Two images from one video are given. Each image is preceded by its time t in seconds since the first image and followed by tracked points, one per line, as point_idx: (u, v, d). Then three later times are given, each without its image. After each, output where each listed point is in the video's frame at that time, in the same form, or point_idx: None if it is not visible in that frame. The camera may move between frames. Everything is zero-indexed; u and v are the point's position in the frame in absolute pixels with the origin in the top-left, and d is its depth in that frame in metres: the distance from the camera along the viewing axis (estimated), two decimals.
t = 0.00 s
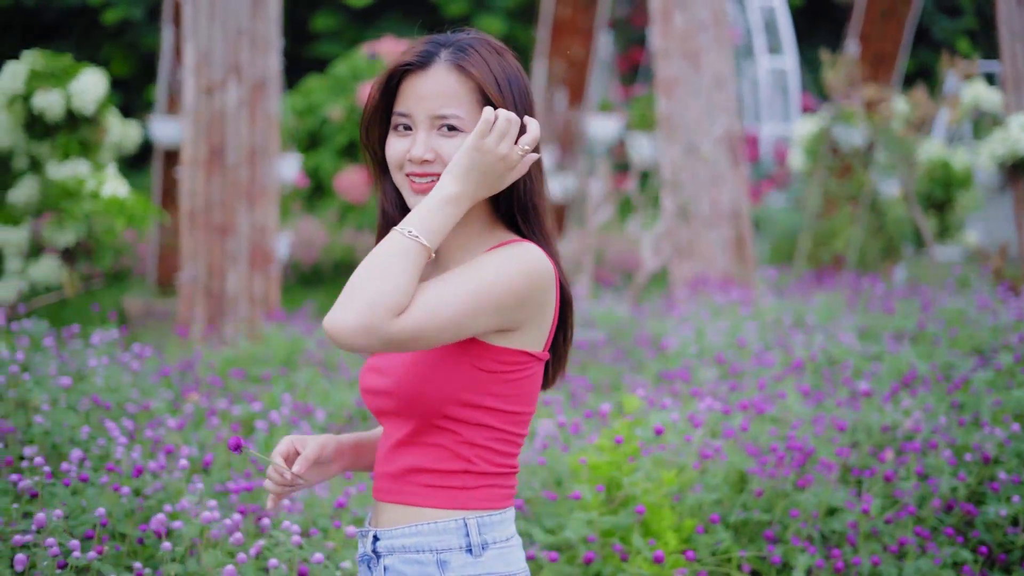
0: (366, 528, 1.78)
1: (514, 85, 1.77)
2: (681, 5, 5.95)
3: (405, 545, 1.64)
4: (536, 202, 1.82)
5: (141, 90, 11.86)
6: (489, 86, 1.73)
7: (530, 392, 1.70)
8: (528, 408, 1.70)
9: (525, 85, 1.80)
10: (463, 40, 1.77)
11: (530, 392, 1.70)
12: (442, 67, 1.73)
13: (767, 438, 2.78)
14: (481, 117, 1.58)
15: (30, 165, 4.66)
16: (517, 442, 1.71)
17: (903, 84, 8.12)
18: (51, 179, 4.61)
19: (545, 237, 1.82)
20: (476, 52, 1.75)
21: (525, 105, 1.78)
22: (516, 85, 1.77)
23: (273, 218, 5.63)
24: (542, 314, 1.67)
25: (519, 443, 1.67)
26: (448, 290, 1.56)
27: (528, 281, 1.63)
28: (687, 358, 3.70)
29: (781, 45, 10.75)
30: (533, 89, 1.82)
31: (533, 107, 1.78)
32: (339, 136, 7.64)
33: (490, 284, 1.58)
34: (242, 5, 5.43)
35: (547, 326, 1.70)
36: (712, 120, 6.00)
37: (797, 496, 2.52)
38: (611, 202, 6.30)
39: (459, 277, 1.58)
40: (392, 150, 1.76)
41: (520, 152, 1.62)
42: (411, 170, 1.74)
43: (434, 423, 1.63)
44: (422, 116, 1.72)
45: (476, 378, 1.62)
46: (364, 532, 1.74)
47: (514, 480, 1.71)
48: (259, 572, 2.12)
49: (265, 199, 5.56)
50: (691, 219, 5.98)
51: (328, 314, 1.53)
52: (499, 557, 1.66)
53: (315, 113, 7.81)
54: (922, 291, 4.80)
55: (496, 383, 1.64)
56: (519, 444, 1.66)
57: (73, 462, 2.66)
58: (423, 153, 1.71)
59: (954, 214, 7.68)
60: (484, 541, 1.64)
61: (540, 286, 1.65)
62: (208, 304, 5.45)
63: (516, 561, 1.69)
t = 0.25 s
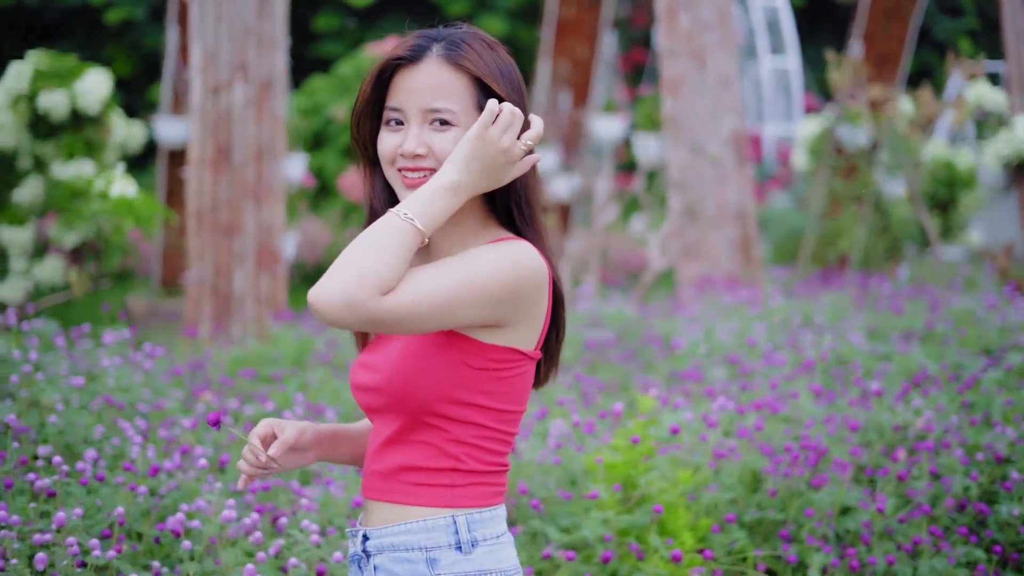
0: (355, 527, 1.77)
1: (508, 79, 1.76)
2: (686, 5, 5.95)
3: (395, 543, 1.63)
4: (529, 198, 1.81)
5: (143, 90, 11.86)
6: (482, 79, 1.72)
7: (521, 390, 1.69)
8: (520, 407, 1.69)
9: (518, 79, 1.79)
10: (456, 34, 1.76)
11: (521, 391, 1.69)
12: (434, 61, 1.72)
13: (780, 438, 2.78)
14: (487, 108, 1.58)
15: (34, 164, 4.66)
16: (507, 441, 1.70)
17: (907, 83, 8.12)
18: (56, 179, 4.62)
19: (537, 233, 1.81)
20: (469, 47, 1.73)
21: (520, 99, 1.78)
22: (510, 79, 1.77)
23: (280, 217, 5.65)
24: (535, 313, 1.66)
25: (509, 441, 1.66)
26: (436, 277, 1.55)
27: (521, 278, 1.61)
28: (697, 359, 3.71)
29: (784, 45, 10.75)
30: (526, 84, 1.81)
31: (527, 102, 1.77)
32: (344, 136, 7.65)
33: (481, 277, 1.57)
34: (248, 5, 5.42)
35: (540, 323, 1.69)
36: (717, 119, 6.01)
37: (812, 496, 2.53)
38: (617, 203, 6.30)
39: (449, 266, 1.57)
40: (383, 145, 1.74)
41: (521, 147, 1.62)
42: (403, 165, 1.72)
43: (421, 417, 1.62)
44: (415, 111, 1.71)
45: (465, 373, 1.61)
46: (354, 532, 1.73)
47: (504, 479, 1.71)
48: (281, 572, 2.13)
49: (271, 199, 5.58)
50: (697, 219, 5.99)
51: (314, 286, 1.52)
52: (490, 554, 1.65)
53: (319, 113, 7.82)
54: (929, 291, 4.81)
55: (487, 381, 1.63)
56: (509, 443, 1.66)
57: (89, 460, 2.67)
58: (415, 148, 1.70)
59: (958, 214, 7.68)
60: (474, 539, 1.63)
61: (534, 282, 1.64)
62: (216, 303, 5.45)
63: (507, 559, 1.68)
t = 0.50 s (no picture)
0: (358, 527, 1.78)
1: (506, 77, 1.77)
2: (692, 5, 5.96)
3: (397, 542, 1.64)
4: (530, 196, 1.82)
5: (146, 91, 11.86)
6: (476, 76, 1.72)
7: (521, 390, 1.69)
8: (520, 407, 1.70)
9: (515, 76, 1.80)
10: (451, 31, 1.77)
11: (522, 391, 1.69)
12: (430, 59, 1.73)
13: (794, 437, 2.79)
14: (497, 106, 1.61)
15: (39, 164, 4.72)
16: (509, 442, 1.70)
17: (910, 84, 8.14)
18: (60, 179, 4.67)
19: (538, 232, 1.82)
20: (466, 44, 1.75)
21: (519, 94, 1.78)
22: (507, 75, 1.77)
23: (285, 218, 5.67)
24: (534, 312, 1.66)
25: (509, 442, 1.66)
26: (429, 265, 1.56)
27: (520, 276, 1.62)
28: (708, 359, 3.71)
29: (786, 46, 10.77)
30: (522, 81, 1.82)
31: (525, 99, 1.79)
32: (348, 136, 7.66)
33: (478, 272, 1.57)
34: (255, 4, 5.43)
35: (540, 323, 1.70)
36: (723, 120, 6.03)
37: (827, 494, 2.54)
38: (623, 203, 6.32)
39: (447, 256, 1.57)
40: (380, 143, 1.75)
41: (526, 146, 1.64)
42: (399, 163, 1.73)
43: (418, 414, 1.62)
44: (409, 108, 1.72)
45: (461, 369, 1.61)
46: (358, 532, 1.74)
47: (507, 479, 1.71)
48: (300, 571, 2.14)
49: (276, 199, 5.60)
50: (703, 219, 6.00)
51: (308, 262, 1.53)
52: (493, 554, 1.65)
53: (323, 113, 7.83)
54: (937, 291, 4.81)
55: (485, 380, 1.63)
56: (508, 443, 1.66)
57: (105, 460, 2.68)
58: (411, 145, 1.71)
59: (961, 214, 7.69)
60: (476, 538, 1.64)
61: (532, 280, 1.64)
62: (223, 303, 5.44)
63: (510, 558, 1.68)
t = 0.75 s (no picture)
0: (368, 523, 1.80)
1: (507, 73, 1.78)
2: (698, 5, 5.96)
3: (406, 541, 1.66)
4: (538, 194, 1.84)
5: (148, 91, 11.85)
6: (474, 76, 1.74)
7: (528, 391, 1.70)
8: (528, 408, 1.71)
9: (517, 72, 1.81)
10: (451, 30, 1.78)
11: (530, 392, 1.71)
12: (429, 60, 1.74)
13: (807, 436, 2.80)
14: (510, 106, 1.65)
15: (43, 165, 4.79)
16: (517, 441, 1.72)
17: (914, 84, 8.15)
18: (65, 178, 4.76)
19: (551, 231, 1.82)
20: (464, 43, 1.76)
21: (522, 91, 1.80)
22: (508, 72, 1.79)
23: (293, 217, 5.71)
24: (540, 311, 1.68)
25: (516, 443, 1.67)
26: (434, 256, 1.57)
27: (526, 275, 1.63)
28: (717, 359, 3.71)
29: (789, 46, 10.78)
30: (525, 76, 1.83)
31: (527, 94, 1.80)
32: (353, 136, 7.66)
33: (485, 269, 1.59)
34: (262, 5, 5.42)
35: (548, 323, 1.71)
36: (728, 119, 6.04)
37: (842, 494, 2.55)
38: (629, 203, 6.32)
39: (454, 249, 1.59)
40: (383, 145, 1.78)
41: (534, 148, 1.68)
42: (403, 165, 1.76)
43: (426, 413, 1.64)
44: (411, 109, 1.75)
45: (467, 367, 1.63)
46: (368, 527, 1.75)
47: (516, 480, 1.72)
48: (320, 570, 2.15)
49: (284, 199, 5.63)
50: (709, 219, 6.02)
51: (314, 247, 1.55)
52: (500, 556, 1.67)
53: (328, 113, 7.84)
54: (945, 291, 4.81)
55: (492, 380, 1.64)
56: (515, 444, 1.67)
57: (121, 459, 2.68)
58: (413, 147, 1.73)
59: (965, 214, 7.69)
60: (484, 540, 1.65)
61: (539, 280, 1.66)
62: (229, 303, 5.42)
63: (518, 560, 1.70)
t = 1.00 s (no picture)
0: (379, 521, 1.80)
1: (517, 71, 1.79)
2: (703, 6, 5.97)
3: (415, 540, 1.66)
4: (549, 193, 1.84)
5: (149, 91, 11.86)
6: (483, 74, 1.74)
7: (536, 390, 1.71)
8: (536, 408, 1.71)
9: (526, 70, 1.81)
10: (459, 30, 1.78)
11: (537, 391, 1.71)
12: (439, 58, 1.74)
13: (819, 436, 2.81)
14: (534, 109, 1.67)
15: (48, 164, 4.92)
16: (526, 443, 1.72)
17: (917, 84, 8.16)
18: (69, 178, 4.82)
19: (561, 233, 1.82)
20: (474, 43, 1.76)
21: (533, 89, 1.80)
22: (518, 69, 1.79)
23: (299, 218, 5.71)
24: (549, 310, 1.68)
25: (524, 442, 1.67)
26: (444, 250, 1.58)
27: (535, 273, 1.64)
28: (727, 359, 3.72)
29: (792, 46, 10.78)
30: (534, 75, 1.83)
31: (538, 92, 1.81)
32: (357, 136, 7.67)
33: (496, 267, 1.59)
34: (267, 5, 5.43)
35: (556, 323, 1.72)
36: (734, 120, 6.06)
37: (855, 493, 2.56)
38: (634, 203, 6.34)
39: (465, 244, 1.60)
40: (392, 144, 1.77)
41: (552, 151, 1.70)
42: (412, 164, 1.75)
43: (435, 412, 1.64)
44: (420, 108, 1.74)
45: (476, 365, 1.63)
46: (378, 525, 1.75)
47: (524, 480, 1.73)
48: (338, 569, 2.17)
49: (290, 199, 5.63)
50: (715, 220, 6.03)
51: (329, 232, 1.56)
52: (508, 558, 1.67)
53: (332, 113, 7.84)
54: (951, 292, 4.82)
55: (499, 378, 1.65)
56: (524, 444, 1.68)
57: (136, 459, 2.69)
58: (422, 146, 1.73)
59: (968, 214, 7.70)
60: (492, 541, 1.66)
61: (548, 278, 1.66)
62: (236, 303, 5.45)
63: (526, 562, 1.70)
